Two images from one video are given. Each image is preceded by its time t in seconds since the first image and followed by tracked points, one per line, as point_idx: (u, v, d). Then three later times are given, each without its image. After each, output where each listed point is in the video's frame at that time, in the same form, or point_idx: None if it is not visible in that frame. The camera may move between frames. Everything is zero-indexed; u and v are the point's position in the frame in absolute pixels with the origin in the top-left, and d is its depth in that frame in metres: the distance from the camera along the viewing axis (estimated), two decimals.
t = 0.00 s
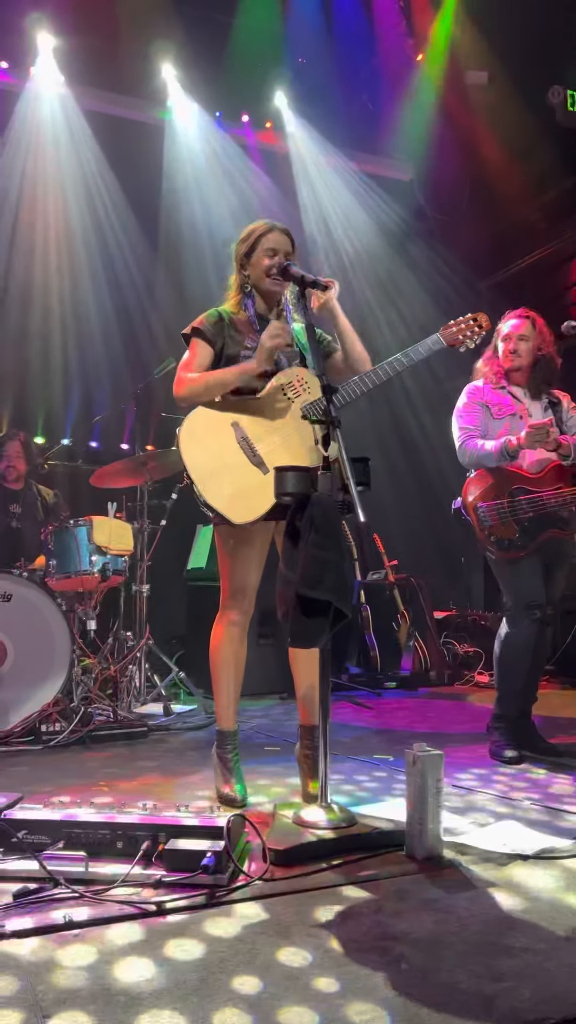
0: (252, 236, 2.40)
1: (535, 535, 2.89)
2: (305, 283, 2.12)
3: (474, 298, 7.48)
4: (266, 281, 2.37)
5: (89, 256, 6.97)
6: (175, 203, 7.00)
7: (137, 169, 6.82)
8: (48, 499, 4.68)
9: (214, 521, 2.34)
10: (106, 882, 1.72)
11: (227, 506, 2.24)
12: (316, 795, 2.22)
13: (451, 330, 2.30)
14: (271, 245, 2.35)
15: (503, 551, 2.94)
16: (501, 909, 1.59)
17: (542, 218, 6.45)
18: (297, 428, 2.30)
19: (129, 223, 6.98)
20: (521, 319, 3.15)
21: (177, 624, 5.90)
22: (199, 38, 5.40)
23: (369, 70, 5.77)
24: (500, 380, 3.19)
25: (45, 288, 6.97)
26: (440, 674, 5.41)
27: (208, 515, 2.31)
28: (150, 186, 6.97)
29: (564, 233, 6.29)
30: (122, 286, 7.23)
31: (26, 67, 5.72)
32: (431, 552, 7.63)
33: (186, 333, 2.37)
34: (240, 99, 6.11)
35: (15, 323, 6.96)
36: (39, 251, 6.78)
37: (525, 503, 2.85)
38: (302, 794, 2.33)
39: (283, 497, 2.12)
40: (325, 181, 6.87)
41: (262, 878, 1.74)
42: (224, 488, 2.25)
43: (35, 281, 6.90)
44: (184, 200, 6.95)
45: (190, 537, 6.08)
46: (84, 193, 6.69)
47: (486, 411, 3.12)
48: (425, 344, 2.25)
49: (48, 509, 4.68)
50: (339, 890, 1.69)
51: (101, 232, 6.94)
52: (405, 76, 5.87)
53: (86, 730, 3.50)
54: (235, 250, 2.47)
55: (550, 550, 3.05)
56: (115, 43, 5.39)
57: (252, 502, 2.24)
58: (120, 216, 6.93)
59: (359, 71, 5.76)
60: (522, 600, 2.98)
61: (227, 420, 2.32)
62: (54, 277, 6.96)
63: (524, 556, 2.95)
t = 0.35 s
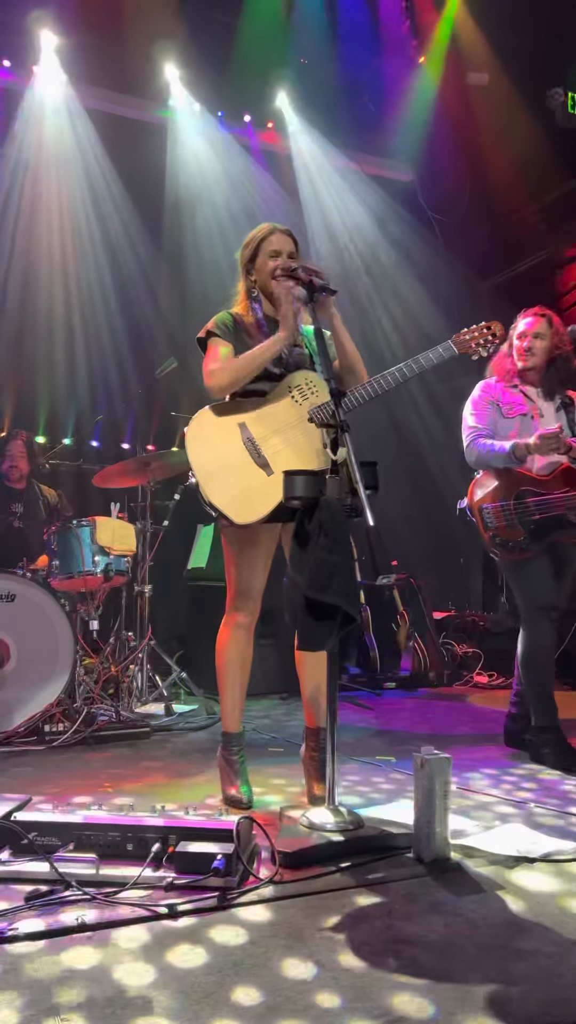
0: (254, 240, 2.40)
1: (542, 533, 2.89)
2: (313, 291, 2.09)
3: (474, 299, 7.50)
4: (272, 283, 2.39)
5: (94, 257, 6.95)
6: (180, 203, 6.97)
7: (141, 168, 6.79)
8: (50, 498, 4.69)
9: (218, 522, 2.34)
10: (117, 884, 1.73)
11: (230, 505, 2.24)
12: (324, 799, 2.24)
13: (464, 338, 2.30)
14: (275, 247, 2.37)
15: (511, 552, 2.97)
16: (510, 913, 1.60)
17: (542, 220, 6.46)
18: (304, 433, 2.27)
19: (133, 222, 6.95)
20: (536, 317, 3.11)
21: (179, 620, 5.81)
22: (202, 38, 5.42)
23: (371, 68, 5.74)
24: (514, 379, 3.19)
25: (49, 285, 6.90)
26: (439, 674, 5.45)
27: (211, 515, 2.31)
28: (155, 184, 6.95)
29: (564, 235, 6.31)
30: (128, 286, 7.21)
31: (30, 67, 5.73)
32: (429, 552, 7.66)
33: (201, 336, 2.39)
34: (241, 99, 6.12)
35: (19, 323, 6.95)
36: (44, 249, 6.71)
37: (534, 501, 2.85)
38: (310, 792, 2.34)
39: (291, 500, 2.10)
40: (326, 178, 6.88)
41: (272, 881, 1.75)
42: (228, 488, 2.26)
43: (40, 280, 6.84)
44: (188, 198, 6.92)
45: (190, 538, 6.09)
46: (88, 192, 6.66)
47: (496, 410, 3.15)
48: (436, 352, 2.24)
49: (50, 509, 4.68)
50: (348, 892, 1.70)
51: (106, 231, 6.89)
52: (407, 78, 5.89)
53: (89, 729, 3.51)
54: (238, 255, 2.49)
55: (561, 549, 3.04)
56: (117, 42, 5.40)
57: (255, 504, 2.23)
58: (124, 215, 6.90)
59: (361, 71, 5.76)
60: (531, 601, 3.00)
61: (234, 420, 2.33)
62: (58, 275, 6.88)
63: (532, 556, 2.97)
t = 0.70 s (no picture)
0: (258, 241, 2.44)
1: (546, 535, 2.90)
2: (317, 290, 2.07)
3: (470, 300, 7.52)
4: (276, 283, 2.40)
5: (93, 256, 6.98)
6: (179, 204, 6.99)
7: (141, 168, 6.83)
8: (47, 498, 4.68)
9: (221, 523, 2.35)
10: (123, 885, 1.74)
11: (235, 509, 2.24)
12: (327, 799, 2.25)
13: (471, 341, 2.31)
14: (278, 246, 2.38)
15: (513, 548, 2.99)
16: (513, 914, 1.62)
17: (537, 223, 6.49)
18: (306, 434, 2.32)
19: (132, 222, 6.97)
20: (552, 313, 3.12)
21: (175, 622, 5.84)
22: (200, 38, 5.40)
23: (370, 70, 5.73)
24: (525, 373, 3.19)
25: (49, 284, 6.94)
26: (434, 675, 5.45)
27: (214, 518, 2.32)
28: (154, 184, 6.98)
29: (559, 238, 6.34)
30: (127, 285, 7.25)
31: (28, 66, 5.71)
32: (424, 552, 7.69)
33: (202, 337, 2.40)
34: (239, 101, 6.12)
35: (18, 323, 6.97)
36: (43, 247, 6.75)
37: (538, 502, 2.86)
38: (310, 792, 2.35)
39: (295, 503, 2.10)
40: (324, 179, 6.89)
41: (276, 883, 1.76)
42: (232, 491, 2.26)
43: (40, 278, 6.89)
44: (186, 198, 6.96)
45: (186, 538, 6.10)
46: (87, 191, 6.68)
47: (506, 403, 3.16)
48: (440, 353, 2.24)
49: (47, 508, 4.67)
50: (353, 894, 1.72)
51: (105, 230, 6.93)
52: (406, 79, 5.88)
53: (88, 729, 3.52)
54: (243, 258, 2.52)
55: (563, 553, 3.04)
56: (115, 42, 5.39)
57: (259, 507, 2.24)
58: (124, 215, 6.92)
59: (360, 73, 5.75)
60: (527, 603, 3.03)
61: (237, 422, 2.35)
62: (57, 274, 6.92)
63: (533, 556, 2.98)
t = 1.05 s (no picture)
0: (256, 237, 2.41)
1: (537, 531, 2.90)
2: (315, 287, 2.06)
3: (462, 299, 7.53)
4: (275, 280, 2.38)
5: (87, 252, 6.96)
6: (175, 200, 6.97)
7: (136, 164, 6.82)
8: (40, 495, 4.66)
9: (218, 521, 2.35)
10: (122, 882, 1.73)
11: (230, 507, 2.25)
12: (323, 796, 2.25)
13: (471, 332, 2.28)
14: (277, 242, 2.35)
15: (502, 545, 2.97)
16: (513, 909, 1.62)
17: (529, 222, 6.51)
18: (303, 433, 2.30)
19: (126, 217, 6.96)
20: (552, 314, 3.12)
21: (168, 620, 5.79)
22: (194, 34, 5.38)
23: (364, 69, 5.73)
24: (523, 373, 3.19)
25: (42, 278, 6.91)
26: (426, 673, 5.47)
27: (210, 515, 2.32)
28: (149, 180, 6.97)
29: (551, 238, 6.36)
30: (122, 281, 7.23)
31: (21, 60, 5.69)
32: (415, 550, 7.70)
33: (200, 333, 2.39)
34: (234, 98, 6.10)
35: (13, 316, 6.91)
36: (37, 241, 6.74)
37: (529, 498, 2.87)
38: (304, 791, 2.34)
39: (292, 500, 2.09)
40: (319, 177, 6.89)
41: (275, 879, 1.75)
42: (228, 489, 2.26)
43: (33, 271, 6.86)
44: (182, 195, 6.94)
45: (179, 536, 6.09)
46: (81, 186, 6.65)
47: (501, 401, 3.16)
48: (438, 348, 2.23)
49: (40, 505, 4.65)
50: (352, 890, 1.72)
51: (100, 226, 6.91)
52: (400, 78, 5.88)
53: (81, 727, 3.51)
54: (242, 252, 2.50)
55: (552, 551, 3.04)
56: (109, 37, 5.36)
57: (255, 505, 2.24)
58: (118, 211, 6.90)
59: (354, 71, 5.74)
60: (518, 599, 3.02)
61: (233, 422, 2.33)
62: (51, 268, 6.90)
63: (522, 552, 2.97)
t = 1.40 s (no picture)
0: (256, 231, 2.40)
1: (520, 527, 2.89)
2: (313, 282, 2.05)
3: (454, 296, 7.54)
4: (275, 274, 2.37)
5: (83, 244, 6.81)
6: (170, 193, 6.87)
7: (132, 156, 6.70)
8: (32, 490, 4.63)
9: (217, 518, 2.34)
10: (121, 880, 1.72)
11: (230, 504, 2.23)
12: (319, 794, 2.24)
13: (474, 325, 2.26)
14: (276, 235, 2.35)
15: (489, 542, 2.96)
16: (513, 906, 1.62)
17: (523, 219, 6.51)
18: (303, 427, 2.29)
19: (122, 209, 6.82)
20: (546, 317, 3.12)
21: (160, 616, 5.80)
22: (187, 28, 5.38)
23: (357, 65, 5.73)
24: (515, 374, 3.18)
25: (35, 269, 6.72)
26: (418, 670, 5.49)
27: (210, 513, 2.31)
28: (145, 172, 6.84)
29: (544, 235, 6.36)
30: (119, 275, 7.05)
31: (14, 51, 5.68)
32: (407, 548, 7.71)
33: (201, 328, 2.38)
34: (227, 93, 6.10)
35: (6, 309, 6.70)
36: (30, 232, 6.58)
37: (511, 496, 2.87)
38: (301, 789, 2.34)
39: (292, 496, 2.12)
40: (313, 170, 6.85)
41: (274, 876, 1.75)
42: (228, 487, 2.25)
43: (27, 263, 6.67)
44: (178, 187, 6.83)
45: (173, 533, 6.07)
46: (75, 176, 6.54)
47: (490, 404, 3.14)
48: (439, 341, 2.21)
49: (33, 500, 4.63)
50: (352, 887, 1.71)
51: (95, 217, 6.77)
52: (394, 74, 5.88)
53: (75, 724, 3.49)
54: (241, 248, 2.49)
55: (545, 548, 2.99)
56: (101, 31, 5.37)
57: (255, 501, 2.23)
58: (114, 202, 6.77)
59: (347, 67, 5.75)
60: (508, 595, 2.99)
61: (233, 420, 2.33)
62: (45, 260, 6.71)
63: (510, 549, 2.96)
